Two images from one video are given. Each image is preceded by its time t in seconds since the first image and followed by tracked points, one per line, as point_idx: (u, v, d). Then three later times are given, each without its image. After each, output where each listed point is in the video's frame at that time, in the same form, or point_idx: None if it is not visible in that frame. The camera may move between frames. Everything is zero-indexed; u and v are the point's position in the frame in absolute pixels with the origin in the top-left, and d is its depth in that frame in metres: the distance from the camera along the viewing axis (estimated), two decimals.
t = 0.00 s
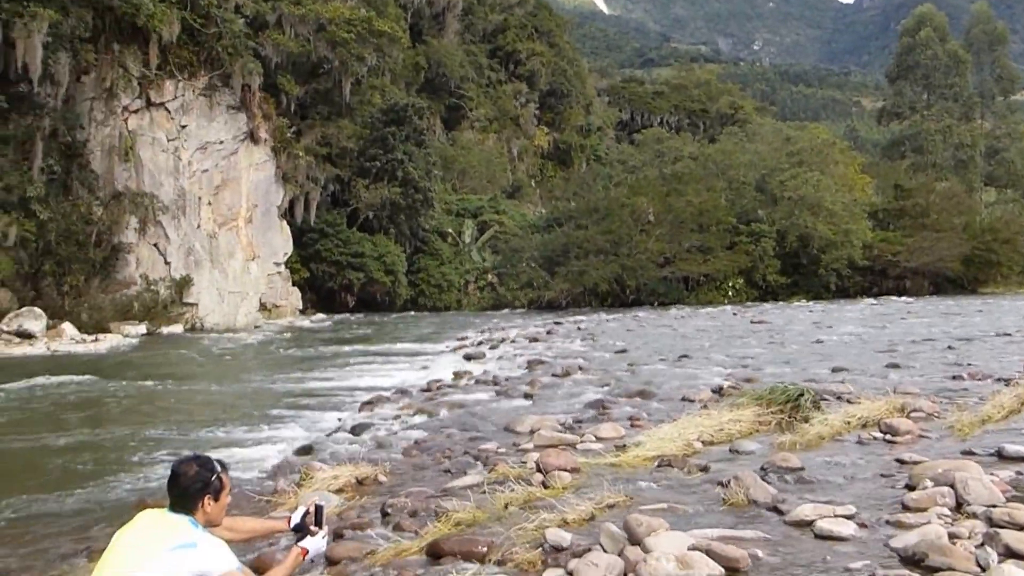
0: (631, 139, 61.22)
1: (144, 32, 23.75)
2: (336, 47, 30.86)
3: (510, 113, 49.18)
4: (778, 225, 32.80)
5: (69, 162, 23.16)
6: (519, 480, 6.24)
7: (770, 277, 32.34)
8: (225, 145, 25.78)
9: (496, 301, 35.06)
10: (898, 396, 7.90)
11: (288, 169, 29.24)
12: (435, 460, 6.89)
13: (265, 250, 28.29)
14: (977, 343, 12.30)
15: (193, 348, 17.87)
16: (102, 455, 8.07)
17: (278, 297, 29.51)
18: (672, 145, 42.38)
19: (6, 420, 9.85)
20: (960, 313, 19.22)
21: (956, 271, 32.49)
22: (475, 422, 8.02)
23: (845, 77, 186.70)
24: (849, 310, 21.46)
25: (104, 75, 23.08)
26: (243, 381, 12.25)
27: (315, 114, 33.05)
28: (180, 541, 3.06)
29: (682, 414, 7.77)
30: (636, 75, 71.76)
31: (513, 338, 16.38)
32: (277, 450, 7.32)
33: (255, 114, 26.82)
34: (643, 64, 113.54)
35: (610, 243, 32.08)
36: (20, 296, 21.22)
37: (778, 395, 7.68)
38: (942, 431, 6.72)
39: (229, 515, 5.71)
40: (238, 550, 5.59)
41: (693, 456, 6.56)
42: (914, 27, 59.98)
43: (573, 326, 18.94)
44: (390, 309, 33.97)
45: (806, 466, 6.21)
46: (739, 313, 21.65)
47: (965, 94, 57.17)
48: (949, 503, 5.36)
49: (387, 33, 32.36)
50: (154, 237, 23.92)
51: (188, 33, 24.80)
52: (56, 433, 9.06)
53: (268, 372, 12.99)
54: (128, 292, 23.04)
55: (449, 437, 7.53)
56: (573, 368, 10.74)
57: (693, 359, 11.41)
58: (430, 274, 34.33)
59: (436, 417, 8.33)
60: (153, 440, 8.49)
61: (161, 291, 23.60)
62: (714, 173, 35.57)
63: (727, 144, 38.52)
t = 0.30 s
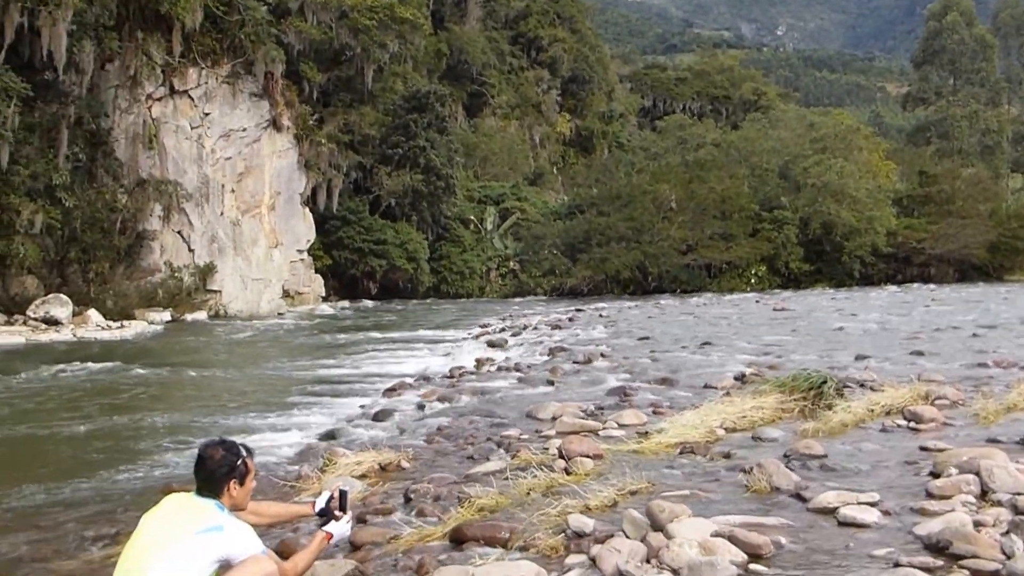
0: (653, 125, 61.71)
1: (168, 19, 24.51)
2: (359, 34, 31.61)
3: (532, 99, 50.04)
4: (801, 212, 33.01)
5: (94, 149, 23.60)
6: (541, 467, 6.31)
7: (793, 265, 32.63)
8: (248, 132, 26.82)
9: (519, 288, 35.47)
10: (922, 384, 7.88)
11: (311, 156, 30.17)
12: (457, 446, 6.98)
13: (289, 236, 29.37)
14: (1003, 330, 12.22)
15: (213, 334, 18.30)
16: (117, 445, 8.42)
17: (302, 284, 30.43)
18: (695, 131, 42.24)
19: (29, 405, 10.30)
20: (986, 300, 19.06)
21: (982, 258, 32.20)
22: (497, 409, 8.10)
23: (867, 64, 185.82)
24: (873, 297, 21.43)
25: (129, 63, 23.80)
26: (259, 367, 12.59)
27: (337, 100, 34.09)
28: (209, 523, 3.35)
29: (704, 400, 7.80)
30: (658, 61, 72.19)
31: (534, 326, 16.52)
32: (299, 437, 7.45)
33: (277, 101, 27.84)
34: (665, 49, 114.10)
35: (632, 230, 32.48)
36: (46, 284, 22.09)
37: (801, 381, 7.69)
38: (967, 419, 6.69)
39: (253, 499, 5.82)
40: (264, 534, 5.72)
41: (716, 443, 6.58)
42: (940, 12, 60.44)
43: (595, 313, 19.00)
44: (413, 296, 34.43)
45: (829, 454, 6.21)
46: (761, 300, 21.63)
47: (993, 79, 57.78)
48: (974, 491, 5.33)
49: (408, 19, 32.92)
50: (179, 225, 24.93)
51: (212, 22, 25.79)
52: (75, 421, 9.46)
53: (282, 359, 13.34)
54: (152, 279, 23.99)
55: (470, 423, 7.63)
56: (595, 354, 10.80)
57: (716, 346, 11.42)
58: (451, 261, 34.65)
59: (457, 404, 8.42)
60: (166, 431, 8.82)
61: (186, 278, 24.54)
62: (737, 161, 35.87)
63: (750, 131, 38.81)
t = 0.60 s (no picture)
0: (675, 112, 62.39)
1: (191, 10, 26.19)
2: (380, 21, 32.68)
3: (554, 87, 51.35)
4: (824, 199, 32.70)
5: (118, 138, 25.17)
6: (564, 452, 6.39)
7: (816, 252, 32.49)
8: (271, 119, 28.57)
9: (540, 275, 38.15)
10: (945, 371, 7.87)
11: (334, 143, 32.02)
12: (480, 432, 7.12)
13: (313, 222, 31.23)
14: None
15: (235, 321, 18.64)
16: (132, 433, 8.50)
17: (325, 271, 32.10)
18: (717, 117, 41.56)
19: (50, 394, 10.50)
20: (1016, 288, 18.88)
21: (1007, 246, 31.88)
22: (520, 396, 8.22)
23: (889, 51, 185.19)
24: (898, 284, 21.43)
25: (153, 51, 25.39)
26: (278, 354, 12.69)
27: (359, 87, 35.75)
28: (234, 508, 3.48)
29: (727, 387, 7.85)
30: (682, 47, 72.85)
31: (556, 313, 16.70)
32: (324, 423, 7.60)
33: (300, 88, 29.54)
34: (688, 36, 115.03)
35: (655, 217, 33.13)
36: (71, 271, 23.77)
37: (825, 368, 7.70)
38: (993, 407, 6.66)
39: (278, 483, 5.95)
40: (289, 518, 5.82)
41: (739, 430, 6.61)
42: None
43: (617, 301, 19.04)
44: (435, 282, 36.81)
45: (853, 441, 6.21)
46: (784, 287, 21.66)
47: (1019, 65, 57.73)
48: (999, 478, 5.30)
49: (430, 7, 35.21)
50: (202, 212, 26.63)
51: (234, 10, 27.18)
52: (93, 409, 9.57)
53: (300, 346, 13.44)
54: (176, 266, 25.73)
55: (493, 410, 7.73)
56: (617, 341, 10.89)
57: (739, 333, 11.42)
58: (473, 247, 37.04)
59: (479, 390, 8.56)
60: (182, 418, 8.89)
61: (210, 265, 26.27)
62: (759, 146, 35.35)
63: (774, 117, 37.91)
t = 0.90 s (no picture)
0: (697, 99, 62.55)
1: None
2: (403, 9, 34.70)
3: (576, 73, 52.43)
4: (847, 185, 32.48)
5: (143, 125, 25.59)
6: (587, 439, 6.45)
7: (839, 239, 32.42)
8: (293, 107, 29.75)
9: (563, 262, 38.92)
10: (970, 359, 7.84)
11: (356, 131, 33.37)
12: (503, 419, 7.21)
13: (336, 209, 32.52)
14: None
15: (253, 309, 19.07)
16: (144, 420, 8.83)
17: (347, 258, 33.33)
18: (739, 104, 41.40)
19: (64, 378, 10.81)
20: None
21: None
22: (542, 382, 8.33)
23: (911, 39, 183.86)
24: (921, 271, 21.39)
25: (176, 39, 25.74)
26: (289, 343, 13.01)
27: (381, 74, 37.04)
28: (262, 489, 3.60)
29: (749, 375, 7.91)
30: (705, 34, 73.21)
31: (579, 300, 16.97)
32: (348, 408, 7.79)
33: (322, 75, 30.88)
34: (710, 23, 115.46)
35: (677, 205, 33.85)
36: (97, 258, 24.10)
37: (848, 356, 7.72)
38: (1019, 395, 6.63)
39: (303, 468, 6.08)
40: (313, 504, 5.91)
41: (761, 417, 6.65)
42: None
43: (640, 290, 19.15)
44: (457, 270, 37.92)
45: (876, 429, 6.21)
46: (808, 275, 21.97)
47: None
48: None
49: None
50: (225, 199, 27.15)
51: None
52: (104, 396, 9.90)
53: (311, 336, 13.78)
54: (200, 253, 26.11)
55: (516, 396, 7.87)
56: (639, 328, 11.00)
57: (760, 322, 11.50)
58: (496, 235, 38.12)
59: (501, 377, 8.70)
60: (192, 407, 9.20)
61: (233, 252, 26.66)
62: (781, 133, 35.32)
63: (796, 104, 37.55)
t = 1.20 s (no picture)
0: (721, 86, 62.26)
1: None
2: None
3: (599, 60, 52.59)
4: (872, 172, 33.11)
5: (168, 113, 26.21)
6: (610, 425, 6.50)
7: (863, 226, 33.14)
8: (316, 94, 30.45)
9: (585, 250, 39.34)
10: (996, 347, 7.81)
11: (379, 118, 33.97)
12: (525, 405, 7.28)
13: (359, 197, 33.31)
14: None
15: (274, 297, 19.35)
16: (159, 408, 9.02)
17: (370, 245, 34.34)
18: (763, 91, 41.31)
19: (82, 367, 11.03)
20: None
21: None
22: (565, 369, 8.41)
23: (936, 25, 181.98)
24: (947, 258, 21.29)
25: (201, 27, 26.36)
26: (302, 333, 13.21)
27: (405, 62, 37.28)
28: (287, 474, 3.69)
29: (772, 362, 7.94)
30: (730, 20, 72.96)
31: (602, 288, 17.28)
32: (371, 395, 7.92)
33: (345, 63, 31.64)
34: (734, 10, 115.06)
35: (700, 192, 34.61)
36: (123, 245, 24.53)
37: (872, 343, 7.73)
38: None
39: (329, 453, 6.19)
40: (337, 489, 5.99)
41: (784, 404, 6.67)
42: None
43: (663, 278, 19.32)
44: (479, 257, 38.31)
45: (901, 416, 6.20)
46: (833, 262, 22.42)
47: None
48: None
49: None
50: (250, 186, 27.91)
51: None
52: (120, 385, 10.10)
53: (328, 325, 14.00)
54: (224, 240, 26.85)
55: (539, 383, 7.95)
56: (662, 316, 11.12)
57: (783, 309, 11.60)
58: (519, 222, 38.35)
59: (525, 364, 8.81)
60: (207, 395, 9.38)
61: (257, 239, 27.51)
62: (805, 120, 35.89)
63: (822, 91, 37.56)
